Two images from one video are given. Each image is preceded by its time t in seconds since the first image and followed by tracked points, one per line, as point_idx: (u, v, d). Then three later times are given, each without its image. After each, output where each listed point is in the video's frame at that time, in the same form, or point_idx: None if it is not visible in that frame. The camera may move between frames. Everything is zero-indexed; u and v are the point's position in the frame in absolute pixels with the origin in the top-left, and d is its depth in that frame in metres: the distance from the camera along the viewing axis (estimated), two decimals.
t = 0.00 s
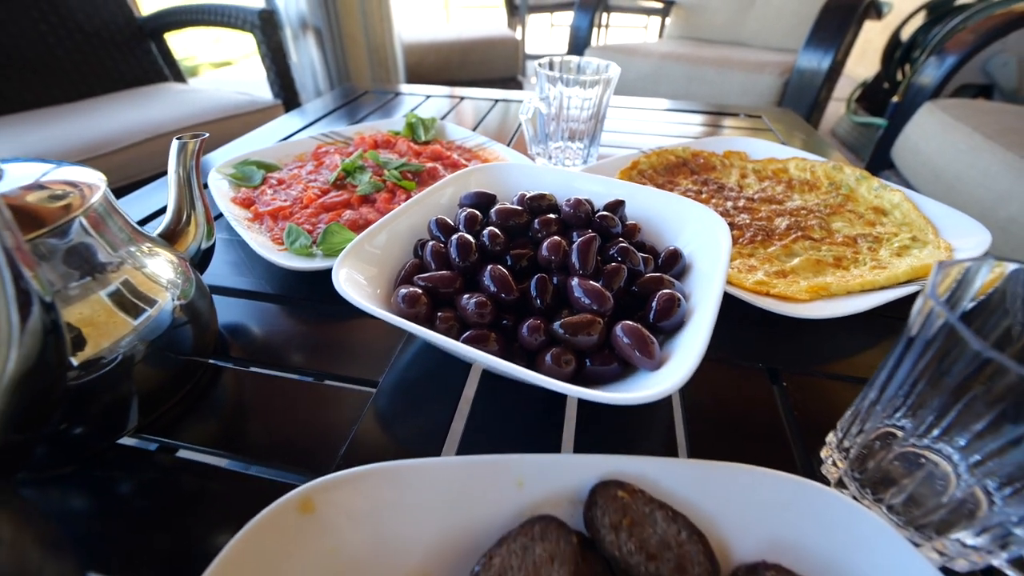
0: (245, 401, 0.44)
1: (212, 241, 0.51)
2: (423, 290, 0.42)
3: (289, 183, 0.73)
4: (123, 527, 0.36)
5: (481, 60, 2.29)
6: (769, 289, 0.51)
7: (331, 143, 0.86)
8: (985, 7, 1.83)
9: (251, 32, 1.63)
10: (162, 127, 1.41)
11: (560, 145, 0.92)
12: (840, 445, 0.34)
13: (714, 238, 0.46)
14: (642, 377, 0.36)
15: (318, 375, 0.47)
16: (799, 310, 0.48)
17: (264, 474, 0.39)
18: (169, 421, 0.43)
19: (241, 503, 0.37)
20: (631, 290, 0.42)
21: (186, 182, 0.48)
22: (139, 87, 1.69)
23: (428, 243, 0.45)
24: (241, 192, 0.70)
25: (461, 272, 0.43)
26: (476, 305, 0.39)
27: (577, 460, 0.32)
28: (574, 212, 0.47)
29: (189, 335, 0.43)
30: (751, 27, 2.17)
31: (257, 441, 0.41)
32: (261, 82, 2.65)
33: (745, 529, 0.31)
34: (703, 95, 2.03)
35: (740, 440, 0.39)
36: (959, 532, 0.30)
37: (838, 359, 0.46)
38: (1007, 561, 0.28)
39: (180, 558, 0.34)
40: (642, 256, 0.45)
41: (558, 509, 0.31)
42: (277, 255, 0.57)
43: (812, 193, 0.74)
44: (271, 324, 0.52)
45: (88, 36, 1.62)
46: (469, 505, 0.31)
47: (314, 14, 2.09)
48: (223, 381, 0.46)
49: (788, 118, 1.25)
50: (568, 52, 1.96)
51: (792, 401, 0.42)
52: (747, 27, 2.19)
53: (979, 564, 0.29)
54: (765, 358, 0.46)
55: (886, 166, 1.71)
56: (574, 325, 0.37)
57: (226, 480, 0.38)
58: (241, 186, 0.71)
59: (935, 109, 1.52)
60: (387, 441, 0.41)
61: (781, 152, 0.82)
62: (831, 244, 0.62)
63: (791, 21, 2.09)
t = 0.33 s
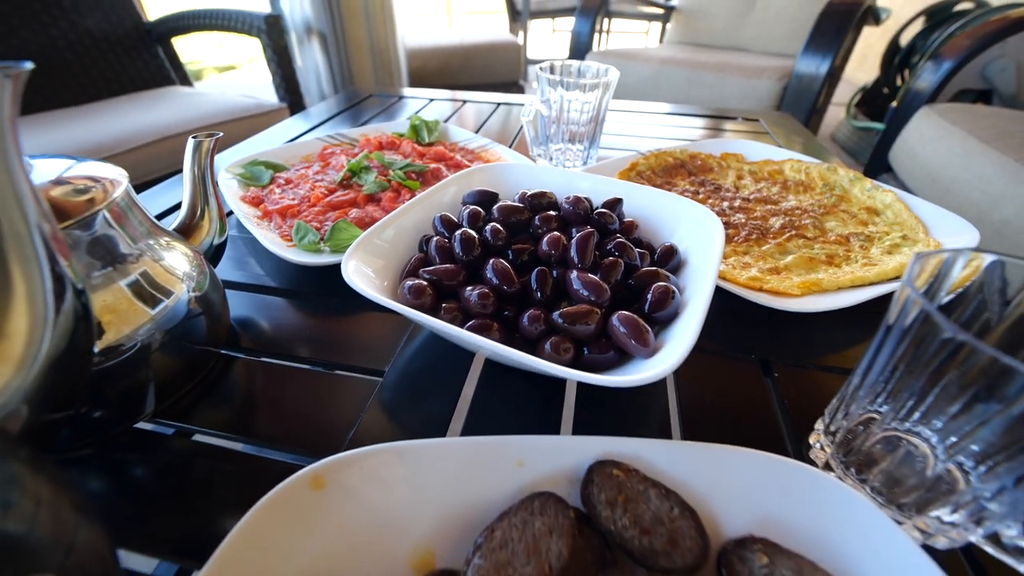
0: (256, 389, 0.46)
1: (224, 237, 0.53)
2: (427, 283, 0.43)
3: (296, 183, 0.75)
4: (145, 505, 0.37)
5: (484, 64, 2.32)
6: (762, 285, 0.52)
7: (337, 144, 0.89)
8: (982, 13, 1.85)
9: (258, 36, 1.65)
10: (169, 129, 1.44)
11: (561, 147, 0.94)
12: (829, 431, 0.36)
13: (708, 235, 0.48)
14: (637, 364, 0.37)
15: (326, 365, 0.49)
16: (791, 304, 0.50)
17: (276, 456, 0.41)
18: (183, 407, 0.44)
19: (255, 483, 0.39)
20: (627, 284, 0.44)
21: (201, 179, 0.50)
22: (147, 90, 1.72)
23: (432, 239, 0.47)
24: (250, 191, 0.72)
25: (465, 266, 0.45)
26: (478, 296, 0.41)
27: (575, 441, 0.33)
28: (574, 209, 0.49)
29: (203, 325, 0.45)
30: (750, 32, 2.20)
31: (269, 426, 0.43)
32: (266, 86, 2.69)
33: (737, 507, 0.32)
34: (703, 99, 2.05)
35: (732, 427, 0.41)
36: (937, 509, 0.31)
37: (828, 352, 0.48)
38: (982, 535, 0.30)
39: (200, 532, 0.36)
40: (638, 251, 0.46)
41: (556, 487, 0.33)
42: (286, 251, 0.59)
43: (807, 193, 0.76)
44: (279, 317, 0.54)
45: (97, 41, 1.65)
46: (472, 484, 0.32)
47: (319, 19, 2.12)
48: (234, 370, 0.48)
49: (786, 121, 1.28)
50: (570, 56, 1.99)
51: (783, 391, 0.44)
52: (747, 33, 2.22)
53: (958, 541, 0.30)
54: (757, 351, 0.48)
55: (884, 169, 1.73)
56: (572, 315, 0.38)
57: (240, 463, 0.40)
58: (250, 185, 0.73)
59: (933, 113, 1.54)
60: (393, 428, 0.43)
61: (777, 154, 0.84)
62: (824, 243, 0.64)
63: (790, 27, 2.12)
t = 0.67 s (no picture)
0: (269, 373, 0.48)
1: (236, 230, 0.55)
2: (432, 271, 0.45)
3: (304, 179, 0.77)
4: (165, 479, 0.39)
5: (485, 66, 2.34)
6: (755, 276, 0.54)
7: (343, 142, 0.91)
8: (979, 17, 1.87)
9: (264, 37, 1.68)
10: (177, 128, 1.46)
11: (561, 145, 0.95)
12: (814, 411, 0.38)
13: (702, 227, 0.49)
14: (633, 347, 0.39)
15: (336, 350, 0.51)
16: (782, 294, 0.52)
17: (289, 435, 0.43)
18: (198, 388, 0.46)
19: (269, 458, 0.41)
20: (624, 273, 0.46)
21: (215, 172, 0.52)
22: (154, 90, 1.74)
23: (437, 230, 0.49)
24: (259, 186, 0.74)
25: (469, 255, 0.47)
26: (481, 283, 0.43)
27: (574, 418, 0.35)
28: (574, 202, 0.51)
29: (216, 312, 0.47)
30: (750, 35, 2.22)
31: (281, 407, 0.45)
32: (270, 86, 2.72)
33: (728, 481, 0.34)
34: (702, 100, 2.07)
35: (723, 410, 0.43)
36: (914, 483, 0.33)
37: (818, 340, 0.50)
38: (957, 506, 0.32)
39: (220, 505, 0.38)
40: (635, 243, 0.48)
41: (555, 461, 0.35)
42: (296, 243, 0.61)
43: (801, 191, 0.78)
44: (290, 307, 0.56)
45: (105, 41, 1.67)
46: (477, 458, 0.34)
47: (324, 20, 2.15)
48: (246, 356, 0.50)
49: (783, 122, 1.30)
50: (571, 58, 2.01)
51: (774, 376, 0.46)
52: (746, 35, 2.24)
53: (936, 513, 0.32)
54: (750, 338, 0.50)
55: (881, 170, 1.75)
56: (571, 301, 0.40)
57: (254, 440, 0.42)
58: (259, 181, 0.75)
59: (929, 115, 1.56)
60: (400, 409, 0.45)
61: (772, 153, 0.86)
62: (817, 238, 0.66)
63: (789, 29, 2.14)
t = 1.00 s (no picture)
0: (278, 357, 0.50)
1: (245, 221, 0.57)
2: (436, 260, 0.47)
3: (309, 173, 0.79)
4: (182, 455, 0.41)
5: (486, 65, 2.36)
6: (748, 267, 0.56)
7: (347, 138, 0.92)
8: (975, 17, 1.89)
9: (267, 36, 1.70)
10: (182, 126, 1.48)
11: (561, 142, 0.97)
12: (800, 391, 0.39)
13: (695, 219, 0.51)
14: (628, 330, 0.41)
15: (343, 337, 0.52)
16: (773, 283, 0.53)
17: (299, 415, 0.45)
18: (211, 371, 0.48)
19: (281, 437, 0.42)
20: (621, 261, 0.48)
21: (226, 164, 0.53)
22: (157, 89, 1.76)
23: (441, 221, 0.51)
24: (266, 181, 0.76)
25: (471, 245, 0.49)
26: (483, 271, 0.44)
27: (571, 396, 0.37)
28: (572, 194, 0.52)
29: (228, 299, 0.49)
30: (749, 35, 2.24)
31: (290, 389, 0.46)
32: (271, 86, 2.73)
33: (716, 454, 0.35)
34: (701, 99, 2.09)
35: (715, 392, 0.45)
36: (892, 456, 0.35)
37: (808, 327, 0.51)
38: (931, 476, 0.34)
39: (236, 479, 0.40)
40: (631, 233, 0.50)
41: (553, 437, 0.37)
42: (303, 235, 0.63)
43: (795, 186, 0.80)
44: (297, 296, 0.58)
45: (110, 40, 1.69)
46: (477, 433, 0.36)
47: (325, 20, 2.18)
48: (256, 342, 0.51)
49: (780, 121, 1.31)
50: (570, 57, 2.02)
51: (765, 360, 0.47)
52: (744, 35, 2.26)
53: (914, 485, 0.34)
54: (743, 326, 0.52)
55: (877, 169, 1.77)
56: (569, 286, 0.42)
57: (266, 420, 0.44)
58: (265, 175, 0.77)
59: (924, 114, 1.58)
60: (404, 392, 0.47)
61: (766, 149, 0.88)
62: (809, 231, 0.67)
63: (787, 30, 2.16)
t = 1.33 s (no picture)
0: (287, 344, 0.52)
1: (252, 216, 0.58)
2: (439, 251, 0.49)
3: (314, 170, 0.81)
4: (197, 435, 0.43)
5: (486, 67, 2.38)
6: (740, 260, 0.58)
7: (350, 137, 0.94)
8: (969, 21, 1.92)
9: (270, 37, 1.72)
10: (186, 125, 1.50)
11: (560, 141, 0.99)
12: (786, 374, 0.41)
13: (689, 213, 0.53)
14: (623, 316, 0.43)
15: (349, 325, 0.54)
16: (764, 275, 0.55)
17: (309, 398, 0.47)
18: (222, 357, 0.50)
19: (291, 417, 0.44)
20: (617, 253, 0.50)
21: (237, 159, 0.55)
22: (161, 89, 1.78)
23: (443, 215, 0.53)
24: (272, 177, 0.78)
25: (472, 237, 0.51)
26: (484, 261, 0.46)
27: (568, 378, 0.39)
28: (570, 189, 0.54)
29: (238, 290, 0.51)
30: (746, 38, 2.27)
31: (299, 373, 0.48)
32: (273, 87, 2.76)
33: (705, 431, 0.37)
34: (699, 101, 2.11)
35: (707, 377, 0.47)
36: (872, 435, 0.37)
37: (798, 317, 0.54)
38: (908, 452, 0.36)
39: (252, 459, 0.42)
40: (627, 226, 0.52)
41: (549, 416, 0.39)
42: (309, 229, 0.65)
43: (787, 184, 0.82)
44: (304, 287, 0.60)
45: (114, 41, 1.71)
46: (479, 412, 0.38)
47: (328, 22, 2.21)
48: (264, 331, 0.53)
49: (775, 122, 1.34)
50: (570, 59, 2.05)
51: (755, 348, 0.49)
52: (742, 38, 2.29)
53: (893, 462, 0.36)
54: (735, 315, 0.54)
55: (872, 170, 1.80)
56: (566, 275, 0.44)
57: (277, 403, 0.45)
58: (271, 172, 0.79)
59: (918, 115, 1.61)
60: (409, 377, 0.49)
61: (760, 148, 0.90)
62: (800, 227, 0.70)
63: (784, 33, 2.18)
